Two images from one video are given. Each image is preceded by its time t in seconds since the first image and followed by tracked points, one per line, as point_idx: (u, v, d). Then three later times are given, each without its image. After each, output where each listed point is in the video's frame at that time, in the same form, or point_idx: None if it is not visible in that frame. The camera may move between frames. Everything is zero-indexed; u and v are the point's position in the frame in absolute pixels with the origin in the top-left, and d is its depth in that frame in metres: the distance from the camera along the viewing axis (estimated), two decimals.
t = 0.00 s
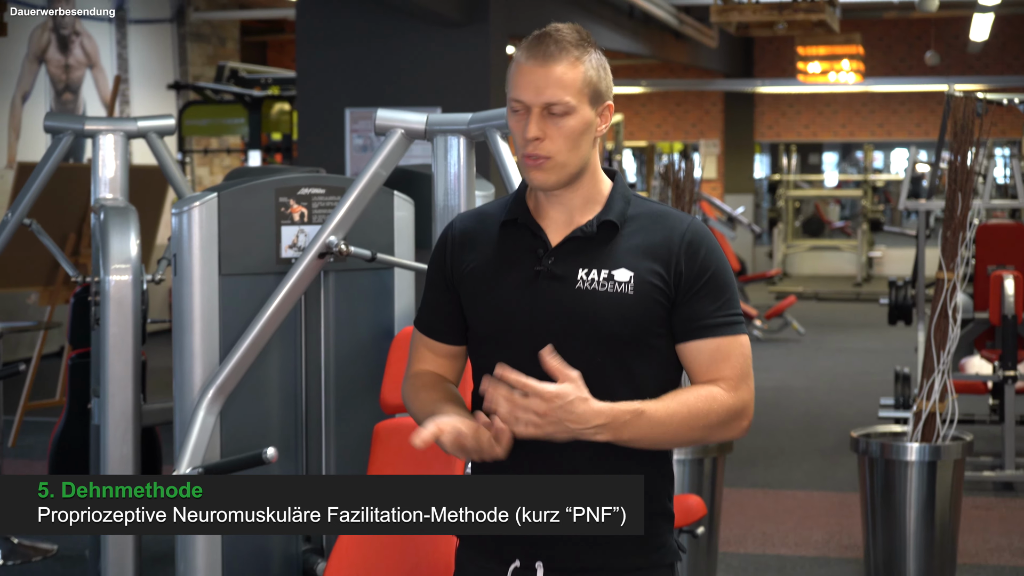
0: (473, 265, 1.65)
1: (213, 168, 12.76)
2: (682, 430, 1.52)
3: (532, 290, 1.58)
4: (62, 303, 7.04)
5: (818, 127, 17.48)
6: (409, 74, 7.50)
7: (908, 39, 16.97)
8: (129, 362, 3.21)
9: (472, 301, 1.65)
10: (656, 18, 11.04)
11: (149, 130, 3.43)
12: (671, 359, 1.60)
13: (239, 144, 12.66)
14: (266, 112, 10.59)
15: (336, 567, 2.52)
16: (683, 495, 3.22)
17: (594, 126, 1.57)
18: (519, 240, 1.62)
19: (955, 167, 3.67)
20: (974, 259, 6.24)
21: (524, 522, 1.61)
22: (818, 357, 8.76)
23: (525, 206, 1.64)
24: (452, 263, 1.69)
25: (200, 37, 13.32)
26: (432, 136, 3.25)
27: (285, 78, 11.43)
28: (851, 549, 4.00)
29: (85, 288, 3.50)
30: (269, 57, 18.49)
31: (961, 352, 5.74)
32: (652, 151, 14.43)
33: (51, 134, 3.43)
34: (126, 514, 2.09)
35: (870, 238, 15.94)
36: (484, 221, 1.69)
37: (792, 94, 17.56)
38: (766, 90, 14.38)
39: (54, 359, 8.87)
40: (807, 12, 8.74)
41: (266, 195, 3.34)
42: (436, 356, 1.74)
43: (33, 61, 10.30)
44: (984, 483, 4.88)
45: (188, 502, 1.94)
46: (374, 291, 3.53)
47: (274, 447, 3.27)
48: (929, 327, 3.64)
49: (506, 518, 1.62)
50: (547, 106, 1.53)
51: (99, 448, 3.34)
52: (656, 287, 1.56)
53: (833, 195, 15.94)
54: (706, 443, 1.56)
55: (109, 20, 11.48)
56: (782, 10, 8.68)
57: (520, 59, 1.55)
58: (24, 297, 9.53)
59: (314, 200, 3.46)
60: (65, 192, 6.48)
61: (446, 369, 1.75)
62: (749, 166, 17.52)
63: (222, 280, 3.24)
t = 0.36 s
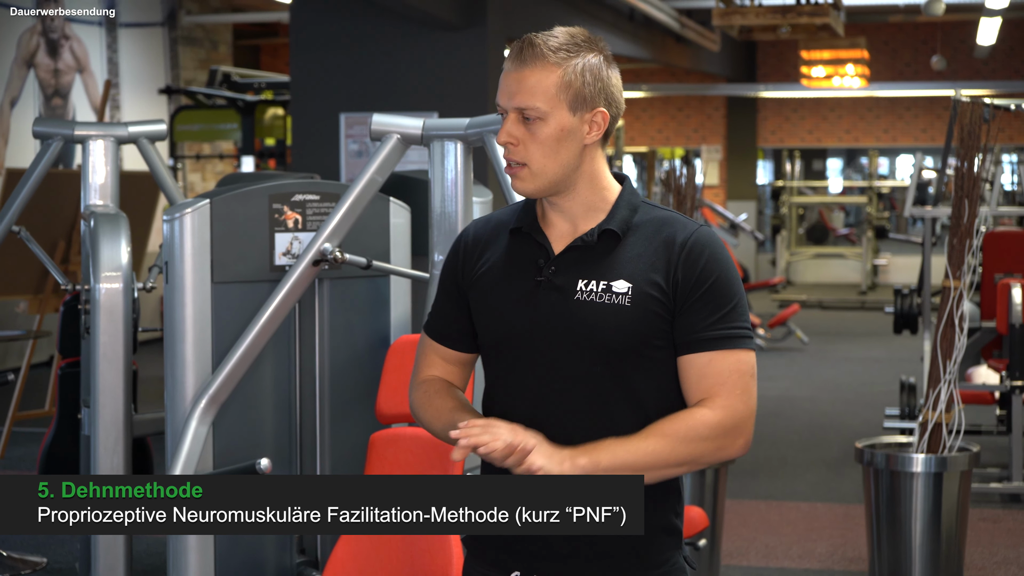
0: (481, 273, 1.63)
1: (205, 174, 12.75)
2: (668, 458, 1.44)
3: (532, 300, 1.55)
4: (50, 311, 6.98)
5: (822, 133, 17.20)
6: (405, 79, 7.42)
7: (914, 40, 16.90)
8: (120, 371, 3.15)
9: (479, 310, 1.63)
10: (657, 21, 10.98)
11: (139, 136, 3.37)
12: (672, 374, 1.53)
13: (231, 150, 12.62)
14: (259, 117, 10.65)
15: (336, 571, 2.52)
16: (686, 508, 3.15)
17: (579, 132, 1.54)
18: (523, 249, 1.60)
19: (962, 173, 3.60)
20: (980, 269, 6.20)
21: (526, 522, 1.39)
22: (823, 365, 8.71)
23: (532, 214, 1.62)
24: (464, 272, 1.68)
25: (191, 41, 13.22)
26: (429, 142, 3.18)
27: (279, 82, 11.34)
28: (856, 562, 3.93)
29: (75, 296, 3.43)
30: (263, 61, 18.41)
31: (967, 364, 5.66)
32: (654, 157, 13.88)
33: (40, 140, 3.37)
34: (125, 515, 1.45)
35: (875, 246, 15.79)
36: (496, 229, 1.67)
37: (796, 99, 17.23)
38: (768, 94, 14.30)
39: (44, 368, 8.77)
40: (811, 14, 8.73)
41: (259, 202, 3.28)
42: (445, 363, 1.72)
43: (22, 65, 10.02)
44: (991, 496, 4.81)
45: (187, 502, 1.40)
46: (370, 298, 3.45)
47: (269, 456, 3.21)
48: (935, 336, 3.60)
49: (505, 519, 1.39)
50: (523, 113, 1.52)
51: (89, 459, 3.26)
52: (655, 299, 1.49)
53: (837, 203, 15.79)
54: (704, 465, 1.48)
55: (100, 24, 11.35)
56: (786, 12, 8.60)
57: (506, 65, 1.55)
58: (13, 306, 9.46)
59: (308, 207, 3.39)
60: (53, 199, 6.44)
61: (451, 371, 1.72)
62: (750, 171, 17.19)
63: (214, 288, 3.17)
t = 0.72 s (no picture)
0: (495, 264, 1.62)
1: (200, 163, 12.64)
2: (659, 465, 1.40)
3: (537, 290, 1.53)
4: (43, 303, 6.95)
5: (828, 121, 17.03)
6: (403, 66, 7.28)
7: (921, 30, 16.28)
8: (114, 363, 3.09)
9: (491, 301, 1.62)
10: (659, 10, 10.86)
11: (133, 123, 3.32)
12: (674, 368, 1.47)
13: (226, 139, 12.50)
14: (255, 105, 10.35)
15: (333, 567, 2.50)
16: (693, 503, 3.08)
17: (589, 121, 1.50)
18: (535, 239, 1.58)
19: (969, 162, 3.57)
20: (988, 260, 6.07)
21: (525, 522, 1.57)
22: (828, 359, 8.62)
23: (546, 204, 1.60)
24: (483, 261, 1.68)
25: (186, 27, 13.02)
26: (428, 129, 3.14)
27: (275, 70, 11.15)
28: (861, 557, 3.88)
29: (68, 286, 3.39)
30: (259, 47, 18.32)
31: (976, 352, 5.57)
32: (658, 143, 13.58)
33: (32, 127, 3.31)
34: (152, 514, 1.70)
35: (880, 237, 15.63)
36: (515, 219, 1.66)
37: (800, 87, 17.09)
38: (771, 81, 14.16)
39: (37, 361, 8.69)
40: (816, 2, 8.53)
41: (255, 190, 3.21)
42: (476, 354, 1.74)
43: (15, 53, 9.95)
44: (999, 489, 4.75)
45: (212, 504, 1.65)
46: (366, 289, 3.39)
47: (265, 451, 3.15)
48: (943, 326, 3.55)
49: (507, 519, 1.59)
50: (532, 103, 1.50)
51: (82, 451, 3.22)
52: (655, 289, 1.44)
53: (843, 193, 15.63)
54: (702, 465, 1.42)
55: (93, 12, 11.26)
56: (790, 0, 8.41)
57: (515, 54, 1.52)
58: (6, 297, 9.38)
59: (305, 195, 3.34)
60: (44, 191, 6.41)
61: (485, 361, 1.74)
62: (752, 161, 16.96)
63: (210, 278, 3.11)
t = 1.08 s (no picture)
0: (515, 261, 1.61)
1: (190, 157, 12.57)
2: (653, 477, 1.34)
3: (545, 290, 1.51)
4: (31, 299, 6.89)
5: (829, 114, 17.01)
6: (398, 59, 7.18)
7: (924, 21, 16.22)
8: (103, 360, 3.03)
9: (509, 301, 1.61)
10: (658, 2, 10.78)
11: (123, 117, 3.27)
12: (676, 374, 1.41)
13: (217, 133, 12.45)
14: (246, 98, 10.30)
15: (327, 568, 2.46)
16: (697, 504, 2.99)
17: (601, 118, 1.45)
18: (551, 238, 1.56)
19: (973, 156, 3.50)
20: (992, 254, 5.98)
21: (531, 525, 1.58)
22: (828, 356, 8.57)
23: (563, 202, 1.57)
24: (506, 258, 1.66)
25: (176, 19, 12.85)
26: (422, 123, 3.09)
27: (265, 62, 11.00)
28: (862, 557, 3.83)
29: (56, 283, 3.33)
30: (250, 39, 18.28)
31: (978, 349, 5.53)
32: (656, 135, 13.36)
33: (20, 120, 3.26)
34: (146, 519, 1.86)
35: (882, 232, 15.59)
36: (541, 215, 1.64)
37: (801, 80, 17.03)
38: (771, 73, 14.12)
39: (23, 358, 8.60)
40: None
41: (246, 185, 3.15)
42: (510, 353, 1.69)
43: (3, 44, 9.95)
44: (1001, 488, 4.71)
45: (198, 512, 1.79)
46: (359, 285, 3.34)
47: (256, 451, 3.10)
48: (945, 323, 3.51)
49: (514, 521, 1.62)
50: (544, 100, 1.45)
51: (70, 451, 3.17)
52: (652, 292, 1.39)
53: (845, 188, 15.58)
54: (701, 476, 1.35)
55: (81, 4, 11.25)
56: None
57: (526, 50, 1.48)
58: None
59: (297, 190, 3.27)
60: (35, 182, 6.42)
61: (516, 355, 1.69)
62: (753, 155, 16.83)
63: (200, 274, 3.05)
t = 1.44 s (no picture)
0: (535, 272, 1.60)
1: (181, 164, 12.51)
2: (652, 508, 1.29)
3: (555, 305, 1.49)
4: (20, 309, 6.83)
5: (828, 121, 16.90)
6: (393, 64, 7.13)
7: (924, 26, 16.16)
8: (93, 371, 2.98)
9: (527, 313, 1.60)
10: (655, 6, 10.71)
11: (112, 124, 3.23)
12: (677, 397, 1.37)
13: (208, 141, 12.40)
14: (237, 104, 10.18)
15: None
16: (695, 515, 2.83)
17: (609, 134, 1.41)
18: (563, 252, 1.53)
19: (974, 162, 3.46)
20: (994, 262, 5.91)
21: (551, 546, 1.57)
22: (829, 367, 8.52)
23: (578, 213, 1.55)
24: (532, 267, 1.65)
25: (166, 24, 12.78)
26: (416, 130, 3.03)
27: (258, 68, 10.93)
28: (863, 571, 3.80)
29: (46, 292, 3.28)
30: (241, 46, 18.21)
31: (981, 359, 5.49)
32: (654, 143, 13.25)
33: (9, 127, 3.22)
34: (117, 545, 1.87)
35: (883, 240, 15.54)
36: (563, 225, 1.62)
37: (800, 86, 16.93)
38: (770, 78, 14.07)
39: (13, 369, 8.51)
40: None
41: (238, 193, 3.08)
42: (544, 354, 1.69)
43: None
44: (1004, 501, 4.67)
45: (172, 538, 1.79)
46: (352, 295, 3.29)
47: (248, 463, 3.06)
48: (947, 334, 3.47)
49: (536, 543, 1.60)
50: (551, 116, 1.40)
51: (60, 463, 3.12)
52: (649, 316, 1.35)
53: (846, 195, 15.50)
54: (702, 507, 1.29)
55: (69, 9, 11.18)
56: None
57: (531, 64, 1.43)
58: None
59: (290, 198, 3.20)
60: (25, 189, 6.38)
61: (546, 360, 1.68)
62: (751, 163, 16.73)
63: (192, 284, 2.99)
